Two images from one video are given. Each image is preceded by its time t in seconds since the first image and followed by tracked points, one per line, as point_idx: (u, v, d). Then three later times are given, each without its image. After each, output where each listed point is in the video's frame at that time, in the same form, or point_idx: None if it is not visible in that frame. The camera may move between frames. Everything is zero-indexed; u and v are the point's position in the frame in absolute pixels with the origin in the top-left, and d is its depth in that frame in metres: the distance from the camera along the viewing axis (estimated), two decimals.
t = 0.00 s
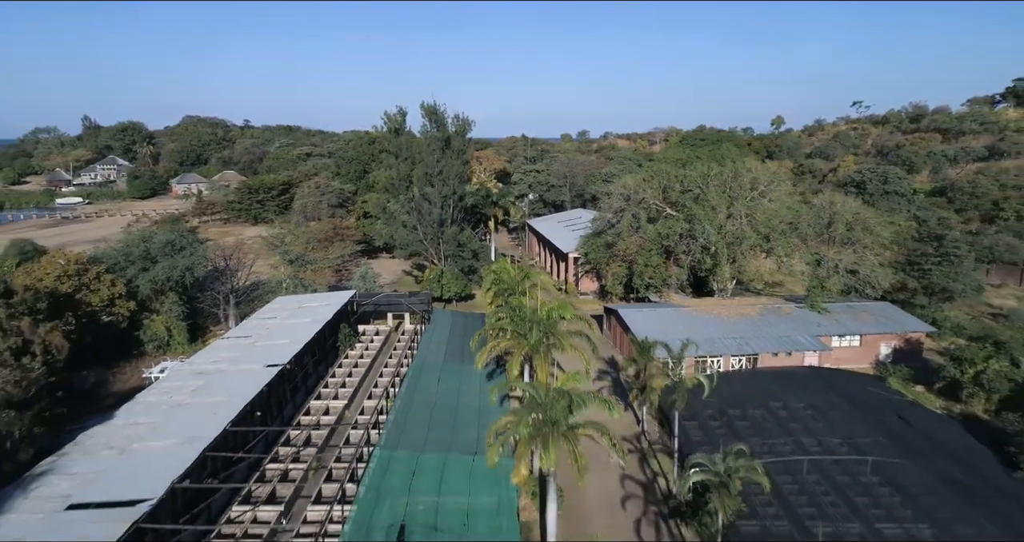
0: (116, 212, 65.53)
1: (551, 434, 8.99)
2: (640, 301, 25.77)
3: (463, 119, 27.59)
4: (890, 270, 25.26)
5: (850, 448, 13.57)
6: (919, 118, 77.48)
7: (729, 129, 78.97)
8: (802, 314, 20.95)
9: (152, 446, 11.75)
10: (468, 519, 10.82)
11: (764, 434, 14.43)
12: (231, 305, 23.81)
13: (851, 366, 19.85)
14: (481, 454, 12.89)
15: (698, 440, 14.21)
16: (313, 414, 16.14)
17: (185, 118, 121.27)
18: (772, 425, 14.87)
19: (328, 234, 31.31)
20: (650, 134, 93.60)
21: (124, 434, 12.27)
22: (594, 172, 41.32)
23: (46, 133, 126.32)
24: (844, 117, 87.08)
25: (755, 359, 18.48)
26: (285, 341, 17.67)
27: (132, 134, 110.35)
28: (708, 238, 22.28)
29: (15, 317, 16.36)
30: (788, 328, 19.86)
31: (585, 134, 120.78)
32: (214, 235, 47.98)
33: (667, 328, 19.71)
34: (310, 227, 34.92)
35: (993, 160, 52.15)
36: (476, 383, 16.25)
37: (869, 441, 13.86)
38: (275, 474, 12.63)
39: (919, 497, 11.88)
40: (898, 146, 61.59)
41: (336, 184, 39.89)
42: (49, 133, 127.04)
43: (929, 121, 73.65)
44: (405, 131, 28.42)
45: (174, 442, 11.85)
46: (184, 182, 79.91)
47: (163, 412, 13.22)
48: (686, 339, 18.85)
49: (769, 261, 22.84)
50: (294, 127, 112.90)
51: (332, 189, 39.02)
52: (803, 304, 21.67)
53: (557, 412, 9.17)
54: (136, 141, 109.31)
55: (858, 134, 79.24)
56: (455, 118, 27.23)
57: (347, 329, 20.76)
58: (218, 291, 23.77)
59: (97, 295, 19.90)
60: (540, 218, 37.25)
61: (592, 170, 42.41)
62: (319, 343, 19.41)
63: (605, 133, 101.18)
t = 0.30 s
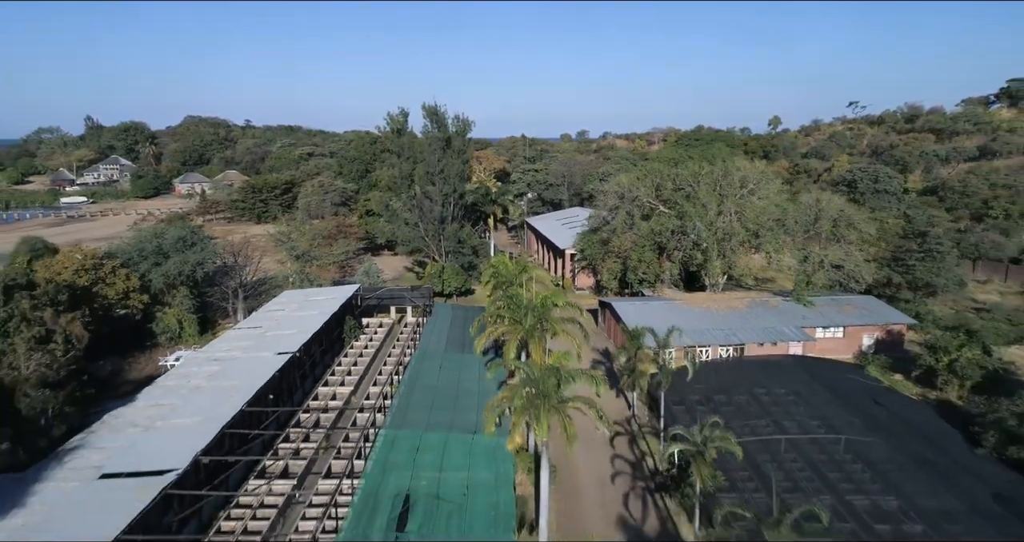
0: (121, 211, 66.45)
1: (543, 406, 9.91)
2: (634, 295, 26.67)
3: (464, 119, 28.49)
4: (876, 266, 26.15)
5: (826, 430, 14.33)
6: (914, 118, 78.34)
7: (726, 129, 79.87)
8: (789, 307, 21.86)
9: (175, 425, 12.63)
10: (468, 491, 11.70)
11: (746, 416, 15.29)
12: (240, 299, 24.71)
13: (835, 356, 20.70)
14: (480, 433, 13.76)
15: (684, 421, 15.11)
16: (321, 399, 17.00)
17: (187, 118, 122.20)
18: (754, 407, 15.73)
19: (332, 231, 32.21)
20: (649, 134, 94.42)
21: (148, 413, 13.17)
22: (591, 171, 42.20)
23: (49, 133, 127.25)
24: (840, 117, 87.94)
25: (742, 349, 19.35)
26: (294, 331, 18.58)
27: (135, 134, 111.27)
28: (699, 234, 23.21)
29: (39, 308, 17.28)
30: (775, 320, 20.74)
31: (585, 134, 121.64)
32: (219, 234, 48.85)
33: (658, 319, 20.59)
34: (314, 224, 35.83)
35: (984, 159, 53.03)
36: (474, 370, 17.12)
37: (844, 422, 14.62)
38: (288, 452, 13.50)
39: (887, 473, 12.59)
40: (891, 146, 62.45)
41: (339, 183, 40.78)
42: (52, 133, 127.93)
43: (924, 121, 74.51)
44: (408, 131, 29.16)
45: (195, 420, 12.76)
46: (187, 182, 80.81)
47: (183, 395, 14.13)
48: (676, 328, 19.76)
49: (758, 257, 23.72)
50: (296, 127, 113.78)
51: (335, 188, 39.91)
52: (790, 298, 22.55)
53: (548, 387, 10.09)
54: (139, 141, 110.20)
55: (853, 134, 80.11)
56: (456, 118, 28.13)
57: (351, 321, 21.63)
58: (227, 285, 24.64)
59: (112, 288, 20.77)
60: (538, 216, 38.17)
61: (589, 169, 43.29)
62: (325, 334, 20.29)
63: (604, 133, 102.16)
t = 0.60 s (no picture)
0: (126, 211, 67.45)
1: (535, 382, 10.98)
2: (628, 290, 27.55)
3: (463, 120, 29.41)
4: (863, 262, 27.02)
5: (804, 412, 15.20)
6: (909, 118, 79.19)
7: (723, 130, 80.73)
8: (776, 300, 22.75)
9: (194, 405, 13.52)
10: (468, 465, 12.61)
11: (730, 400, 16.17)
12: (248, 293, 25.60)
13: (819, 347, 21.58)
14: (479, 414, 14.67)
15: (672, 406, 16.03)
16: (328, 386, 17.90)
17: (189, 118, 123.11)
18: (738, 392, 16.62)
19: (336, 229, 33.12)
20: (647, 134, 95.32)
21: (168, 396, 14.08)
22: (589, 171, 43.08)
23: (52, 134, 128.28)
24: (836, 117, 88.77)
25: (729, 340, 20.22)
26: (301, 322, 19.49)
27: (138, 134, 112.27)
28: (690, 230, 24.12)
29: (59, 300, 18.24)
30: (761, 313, 21.65)
31: (584, 134, 122.47)
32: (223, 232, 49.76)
33: (650, 312, 21.47)
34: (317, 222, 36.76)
35: (976, 159, 53.87)
36: (474, 359, 18.01)
37: (822, 406, 15.46)
38: (299, 431, 14.38)
39: (858, 451, 13.44)
40: (886, 146, 63.30)
41: (342, 181, 41.72)
42: (56, 133, 128.98)
43: (919, 121, 75.34)
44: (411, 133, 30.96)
45: (213, 401, 13.67)
46: (190, 181, 81.77)
47: (200, 379, 15.03)
48: (667, 320, 20.64)
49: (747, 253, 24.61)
50: (297, 127, 114.69)
51: (338, 187, 40.84)
52: (778, 293, 23.44)
53: (540, 366, 11.17)
54: (142, 141, 111.13)
55: (849, 134, 80.96)
56: (456, 119, 29.05)
57: (356, 314, 22.52)
58: (235, 280, 25.56)
59: (127, 282, 21.72)
60: (537, 214, 39.07)
61: (587, 169, 44.18)
62: (331, 325, 21.19)
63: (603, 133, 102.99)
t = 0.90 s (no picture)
0: (130, 209, 68.20)
1: (529, 363, 12.13)
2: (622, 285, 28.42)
3: (463, 120, 30.28)
4: (850, 258, 27.86)
5: (784, 396, 16.06)
6: (904, 119, 80.07)
7: (721, 130, 81.50)
8: (764, 295, 23.62)
9: (210, 389, 14.41)
10: (468, 443, 13.52)
11: (715, 385, 17.05)
12: (255, 288, 26.47)
13: (805, 339, 22.43)
14: (478, 398, 15.59)
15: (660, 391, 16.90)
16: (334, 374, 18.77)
17: (191, 118, 124.00)
18: (722, 378, 17.49)
19: (338, 227, 33.99)
20: (645, 134, 95.95)
21: (185, 381, 14.97)
22: (586, 170, 43.94)
23: (54, 134, 128.98)
24: (832, 118, 89.62)
25: (717, 332, 21.09)
26: (307, 314, 20.37)
27: (140, 134, 113.12)
28: (681, 227, 24.99)
29: (77, 292, 19.16)
30: (749, 306, 22.53)
31: (582, 134, 123.36)
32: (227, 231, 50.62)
33: (642, 305, 22.35)
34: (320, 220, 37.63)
35: (968, 159, 54.71)
36: (472, 348, 18.89)
37: (801, 390, 16.35)
38: (307, 415, 15.24)
39: (832, 431, 14.30)
40: (880, 146, 64.14)
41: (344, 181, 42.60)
42: (58, 133, 129.71)
43: (913, 122, 76.16)
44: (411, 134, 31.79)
45: (227, 385, 14.57)
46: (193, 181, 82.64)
47: (213, 366, 15.92)
48: (657, 312, 21.55)
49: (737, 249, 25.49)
50: (298, 127, 115.38)
51: (341, 186, 41.71)
52: (766, 287, 24.31)
53: (533, 348, 12.30)
54: (144, 141, 111.99)
55: (845, 134, 81.79)
56: (456, 119, 29.93)
57: (359, 307, 23.38)
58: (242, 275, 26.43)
59: (139, 276, 22.61)
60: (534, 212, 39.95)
61: (584, 168, 45.05)
62: (336, 318, 22.07)
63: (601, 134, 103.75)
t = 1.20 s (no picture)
0: (133, 208, 68.90)
1: (522, 345, 13.36)
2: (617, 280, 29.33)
3: (462, 121, 31.19)
4: (838, 254, 28.74)
5: (766, 382, 16.96)
6: (899, 119, 80.94)
7: (718, 130, 82.31)
8: (753, 289, 24.52)
9: (223, 375, 15.28)
10: (467, 424, 14.40)
11: (701, 372, 17.93)
12: (261, 283, 27.36)
13: (790, 332, 23.33)
14: (476, 384, 16.48)
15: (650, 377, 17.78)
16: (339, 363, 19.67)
17: (192, 119, 124.87)
18: (708, 365, 18.39)
19: (341, 224, 34.94)
20: (643, 134, 96.68)
21: (200, 367, 15.88)
22: (583, 170, 44.86)
23: (56, 133, 129.79)
24: (828, 118, 90.56)
25: (706, 324, 21.99)
26: (313, 307, 21.29)
27: (142, 134, 114.15)
28: (673, 225, 25.94)
29: (93, 285, 20.03)
30: (737, 300, 23.43)
31: (582, 134, 124.10)
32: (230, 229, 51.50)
33: (634, 298, 23.21)
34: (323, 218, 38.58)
35: (960, 158, 55.56)
36: (471, 339, 19.80)
37: (782, 377, 17.23)
38: (314, 400, 16.09)
39: (809, 413, 15.17)
40: (874, 146, 65.00)
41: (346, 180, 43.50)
42: (60, 133, 130.41)
43: (908, 122, 77.00)
44: (411, 135, 32.58)
45: (241, 371, 15.51)
46: (196, 180, 83.76)
47: (226, 354, 16.83)
48: (649, 306, 22.44)
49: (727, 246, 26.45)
50: (299, 127, 116.14)
51: (343, 185, 42.63)
52: (755, 282, 25.23)
53: (527, 332, 13.52)
54: (147, 141, 112.88)
55: (840, 134, 82.67)
56: (455, 120, 30.84)
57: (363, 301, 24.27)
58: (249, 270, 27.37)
59: (150, 271, 23.46)
60: (533, 210, 40.87)
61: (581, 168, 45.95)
62: (340, 311, 22.96)
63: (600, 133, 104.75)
